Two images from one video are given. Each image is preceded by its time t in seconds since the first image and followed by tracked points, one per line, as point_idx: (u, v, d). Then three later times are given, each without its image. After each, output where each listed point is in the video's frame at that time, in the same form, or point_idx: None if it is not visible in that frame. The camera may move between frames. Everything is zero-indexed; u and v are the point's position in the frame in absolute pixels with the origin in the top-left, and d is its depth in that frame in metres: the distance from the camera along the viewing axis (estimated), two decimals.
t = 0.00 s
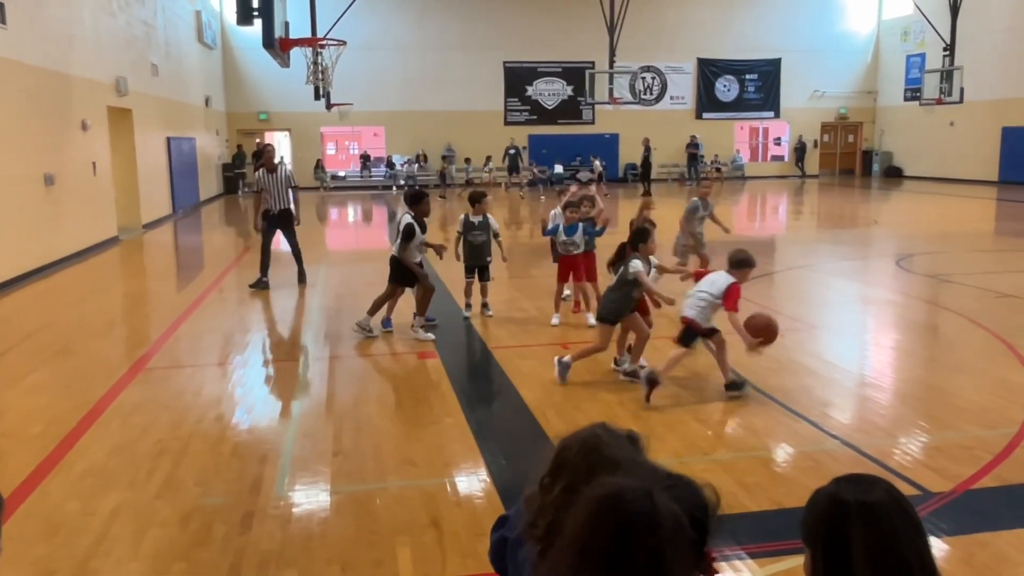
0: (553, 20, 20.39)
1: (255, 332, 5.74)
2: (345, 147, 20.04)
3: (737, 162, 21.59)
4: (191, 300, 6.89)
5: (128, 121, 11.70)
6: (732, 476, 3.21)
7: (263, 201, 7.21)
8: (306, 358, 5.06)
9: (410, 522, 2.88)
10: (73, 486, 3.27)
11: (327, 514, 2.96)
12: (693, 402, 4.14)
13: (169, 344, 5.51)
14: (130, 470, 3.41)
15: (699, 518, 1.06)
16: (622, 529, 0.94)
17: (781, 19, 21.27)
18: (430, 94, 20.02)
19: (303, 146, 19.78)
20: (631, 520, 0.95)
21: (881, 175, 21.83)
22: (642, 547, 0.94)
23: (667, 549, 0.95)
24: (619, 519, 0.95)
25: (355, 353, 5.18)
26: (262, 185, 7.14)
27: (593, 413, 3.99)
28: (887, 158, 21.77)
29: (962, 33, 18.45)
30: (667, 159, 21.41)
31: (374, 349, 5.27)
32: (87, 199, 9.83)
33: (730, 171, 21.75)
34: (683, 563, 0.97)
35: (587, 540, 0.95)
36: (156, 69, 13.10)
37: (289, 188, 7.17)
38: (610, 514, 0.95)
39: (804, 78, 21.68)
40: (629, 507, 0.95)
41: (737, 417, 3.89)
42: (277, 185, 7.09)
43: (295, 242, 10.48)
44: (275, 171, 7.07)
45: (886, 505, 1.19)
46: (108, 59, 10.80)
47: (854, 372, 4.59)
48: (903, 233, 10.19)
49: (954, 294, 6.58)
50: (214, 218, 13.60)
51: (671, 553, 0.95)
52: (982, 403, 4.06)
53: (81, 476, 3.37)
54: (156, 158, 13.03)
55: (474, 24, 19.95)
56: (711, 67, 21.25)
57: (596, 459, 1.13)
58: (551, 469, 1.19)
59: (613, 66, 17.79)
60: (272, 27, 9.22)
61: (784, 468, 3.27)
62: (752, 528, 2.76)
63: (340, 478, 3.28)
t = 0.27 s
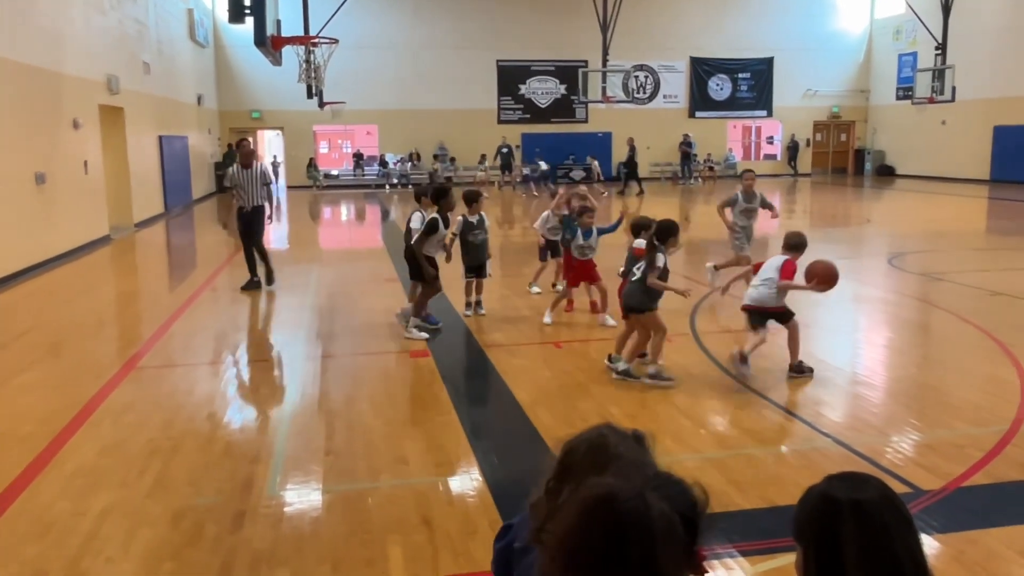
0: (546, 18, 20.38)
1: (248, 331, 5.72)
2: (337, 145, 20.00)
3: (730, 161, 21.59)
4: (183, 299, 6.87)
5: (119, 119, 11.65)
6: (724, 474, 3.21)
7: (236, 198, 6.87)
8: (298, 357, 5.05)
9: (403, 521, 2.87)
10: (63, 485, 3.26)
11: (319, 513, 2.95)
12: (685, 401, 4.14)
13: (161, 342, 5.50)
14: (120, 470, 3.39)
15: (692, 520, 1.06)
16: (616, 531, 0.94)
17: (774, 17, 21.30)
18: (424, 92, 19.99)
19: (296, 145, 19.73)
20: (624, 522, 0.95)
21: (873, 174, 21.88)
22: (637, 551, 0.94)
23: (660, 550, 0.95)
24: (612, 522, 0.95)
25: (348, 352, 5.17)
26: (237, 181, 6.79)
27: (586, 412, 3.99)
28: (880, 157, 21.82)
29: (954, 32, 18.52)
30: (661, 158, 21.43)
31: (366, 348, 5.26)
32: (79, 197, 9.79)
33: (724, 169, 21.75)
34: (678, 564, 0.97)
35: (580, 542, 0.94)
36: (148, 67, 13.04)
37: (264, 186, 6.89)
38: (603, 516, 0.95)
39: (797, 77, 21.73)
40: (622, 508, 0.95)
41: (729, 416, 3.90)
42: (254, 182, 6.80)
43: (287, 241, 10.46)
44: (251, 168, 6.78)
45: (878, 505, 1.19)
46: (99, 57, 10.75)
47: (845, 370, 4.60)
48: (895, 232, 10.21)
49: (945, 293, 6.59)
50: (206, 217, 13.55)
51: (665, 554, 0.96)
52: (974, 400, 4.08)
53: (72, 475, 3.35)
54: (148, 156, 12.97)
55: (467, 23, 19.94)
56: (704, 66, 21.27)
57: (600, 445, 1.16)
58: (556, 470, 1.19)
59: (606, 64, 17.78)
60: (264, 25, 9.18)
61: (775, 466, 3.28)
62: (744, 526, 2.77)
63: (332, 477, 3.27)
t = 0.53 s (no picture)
0: (543, 18, 20.38)
1: (246, 331, 5.71)
2: (335, 145, 20.01)
3: (727, 160, 21.60)
4: (180, 299, 6.86)
5: (116, 119, 11.63)
6: (721, 473, 3.21)
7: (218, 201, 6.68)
8: (295, 357, 5.03)
9: (401, 520, 2.87)
10: (60, 485, 3.25)
11: (316, 513, 2.95)
12: (683, 400, 4.14)
13: (158, 342, 5.48)
14: (117, 469, 3.39)
15: (689, 527, 1.07)
16: (615, 543, 0.93)
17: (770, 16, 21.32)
18: (421, 92, 19.97)
19: (293, 144, 19.71)
20: (623, 533, 0.94)
21: (870, 173, 21.91)
22: (637, 561, 0.93)
23: (658, 557, 0.95)
24: (610, 532, 0.94)
25: (346, 351, 5.17)
26: (219, 184, 6.61)
27: (583, 411, 3.99)
28: (877, 156, 21.83)
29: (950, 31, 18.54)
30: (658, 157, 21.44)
31: (363, 348, 5.25)
32: (76, 197, 9.77)
33: (721, 168, 21.74)
34: (676, 572, 0.98)
35: (576, 553, 0.93)
36: (145, 67, 13.03)
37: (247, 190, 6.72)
38: (601, 527, 0.94)
39: (794, 76, 21.74)
40: (621, 519, 0.95)
41: (726, 415, 3.90)
42: (239, 185, 6.65)
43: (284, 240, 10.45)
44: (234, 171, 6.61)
45: (875, 505, 1.19)
46: (96, 56, 10.73)
47: (844, 370, 4.60)
48: (892, 232, 10.22)
49: (943, 292, 6.60)
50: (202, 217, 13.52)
51: (664, 562, 0.96)
52: (971, 399, 4.08)
53: (69, 474, 3.35)
54: (145, 156, 12.95)
55: (464, 22, 19.93)
56: (702, 65, 21.28)
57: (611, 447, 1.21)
58: (565, 471, 1.23)
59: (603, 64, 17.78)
60: (261, 24, 9.16)
61: (773, 465, 3.28)
62: (741, 525, 2.77)
63: (330, 477, 3.27)
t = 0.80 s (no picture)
0: (542, 17, 20.38)
1: (244, 330, 5.71)
2: (333, 144, 20.04)
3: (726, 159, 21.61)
4: (179, 298, 6.85)
5: (114, 118, 11.62)
6: (720, 473, 3.21)
7: (205, 201, 6.36)
8: (294, 357, 5.03)
9: (400, 520, 2.87)
10: (58, 485, 3.25)
11: (315, 512, 2.95)
12: (681, 399, 4.14)
13: (156, 341, 5.48)
14: (116, 469, 3.38)
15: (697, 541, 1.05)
16: (616, 552, 0.89)
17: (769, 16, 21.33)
18: (419, 91, 19.97)
19: (291, 144, 19.71)
20: (628, 551, 0.89)
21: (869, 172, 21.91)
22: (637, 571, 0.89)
23: None
24: (613, 551, 0.89)
25: (345, 351, 5.16)
26: (207, 183, 6.29)
27: (582, 411, 3.99)
28: (875, 156, 21.85)
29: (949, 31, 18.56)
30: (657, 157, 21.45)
31: (362, 348, 5.25)
32: (74, 197, 9.76)
33: (719, 168, 21.73)
34: None
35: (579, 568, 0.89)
36: (144, 66, 13.03)
37: (237, 187, 6.43)
38: (607, 547, 0.89)
39: (793, 75, 21.75)
40: (629, 538, 0.90)
41: (725, 414, 3.90)
42: (228, 183, 6.35)
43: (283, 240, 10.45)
44: (223, 168, 6.31)
45: (868, 510, 1.19)
46: (95, 55, 10.72)
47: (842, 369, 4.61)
48: (890, 231, 10.23)
49: (941, 291, 6.61)
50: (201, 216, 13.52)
51: None
52: (969, 399, 4.09)
53: (68, 475, 3.34)
54: (143, 155, 12.94)
55: (463, 21, 19.93)
56: (700, 65, 21.29)
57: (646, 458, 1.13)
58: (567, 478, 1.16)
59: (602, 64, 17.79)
60: (259, 24, 9.15)
61: (771, 465, 3.28)
62: (740, 525, 2.77)
63: (329, 477, 3.27)
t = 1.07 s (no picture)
0: (540, 17, 20.38)
1: (242, 331, 5.70)
2: (331, 145, 20.04)
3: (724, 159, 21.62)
4: (177, 299, 6.85)
5: (112, 119, 11.61)
6: (719, 473, 3.21)
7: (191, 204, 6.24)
8: (291, 357, 5.03)
9: (399, 520, 2.88)
10: (57, 486, 3.24)
11: (314, 513, 2.95)
12: (680, 400, 4.14)
13: (154, 342, 5.48)
14: (114, 470, 3.38)
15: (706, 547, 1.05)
16: (631, 559, 0.87)
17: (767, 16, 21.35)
18: (417, 91, 19.97)
19: (289, 144, 19.70)
20: (643, 561, 0.87)
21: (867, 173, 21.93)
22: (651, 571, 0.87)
23: None
24: (628, 557, 0.87)
25: (343, 351, 5.16)
26: (195, 184, 6.18)
27: (581, 411, 3.99)
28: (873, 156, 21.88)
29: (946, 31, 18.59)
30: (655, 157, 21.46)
31: (361, 348, 5.25)
32: (72, 197, 9.75)
33: (717, 168, 21.74)
34: None
35: None
36: (142, 67, 13.02)
37: (223, 191, 6.35)
38: (621, 556, 0.87)
39: (791, 76, 21.77)
40: (642, 544, 0.88)
41: (723, 414, 3.91)
42: (216, 185, 6.25)
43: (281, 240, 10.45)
44: (211, 171, 6.23)
45: (856, 516, 1.19)
46: (93, 55, 10.71)
47: (841, 369, 4.61)
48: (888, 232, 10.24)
49: (940, 291, 6.62)
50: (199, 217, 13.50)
51: None
52: (967, 399, 4.10)
53: (66, 475, 3.34)
54: (141, 155, 12.93)
55: (461, 21, 19.93)
56: (698, 65, 21.31)
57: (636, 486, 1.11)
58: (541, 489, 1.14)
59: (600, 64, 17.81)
60: (258, 24, 9.14)
61: (770, 465, 3.29)
62: (738, 526, 2.77)
63: (328, 477, 3.27)
